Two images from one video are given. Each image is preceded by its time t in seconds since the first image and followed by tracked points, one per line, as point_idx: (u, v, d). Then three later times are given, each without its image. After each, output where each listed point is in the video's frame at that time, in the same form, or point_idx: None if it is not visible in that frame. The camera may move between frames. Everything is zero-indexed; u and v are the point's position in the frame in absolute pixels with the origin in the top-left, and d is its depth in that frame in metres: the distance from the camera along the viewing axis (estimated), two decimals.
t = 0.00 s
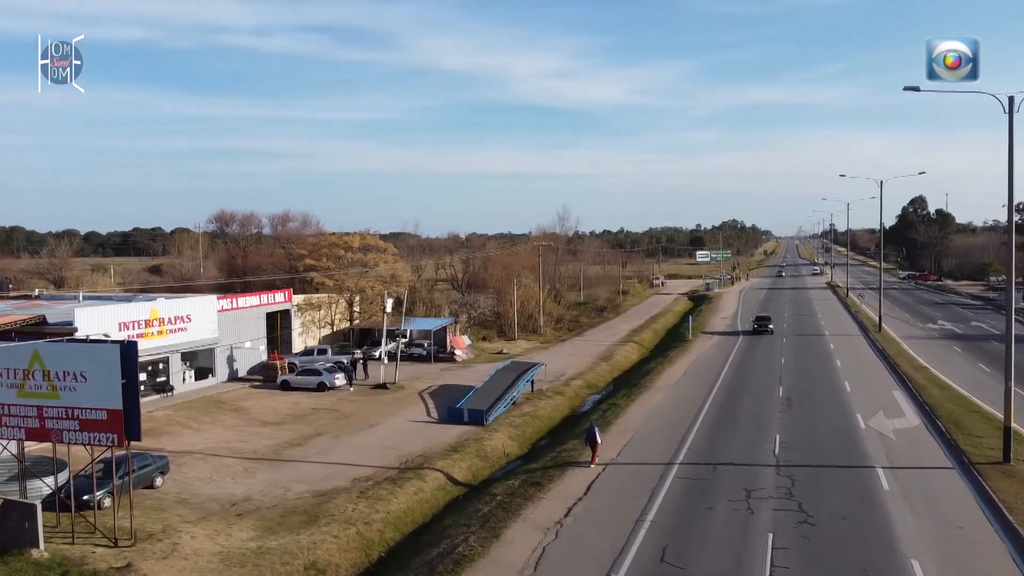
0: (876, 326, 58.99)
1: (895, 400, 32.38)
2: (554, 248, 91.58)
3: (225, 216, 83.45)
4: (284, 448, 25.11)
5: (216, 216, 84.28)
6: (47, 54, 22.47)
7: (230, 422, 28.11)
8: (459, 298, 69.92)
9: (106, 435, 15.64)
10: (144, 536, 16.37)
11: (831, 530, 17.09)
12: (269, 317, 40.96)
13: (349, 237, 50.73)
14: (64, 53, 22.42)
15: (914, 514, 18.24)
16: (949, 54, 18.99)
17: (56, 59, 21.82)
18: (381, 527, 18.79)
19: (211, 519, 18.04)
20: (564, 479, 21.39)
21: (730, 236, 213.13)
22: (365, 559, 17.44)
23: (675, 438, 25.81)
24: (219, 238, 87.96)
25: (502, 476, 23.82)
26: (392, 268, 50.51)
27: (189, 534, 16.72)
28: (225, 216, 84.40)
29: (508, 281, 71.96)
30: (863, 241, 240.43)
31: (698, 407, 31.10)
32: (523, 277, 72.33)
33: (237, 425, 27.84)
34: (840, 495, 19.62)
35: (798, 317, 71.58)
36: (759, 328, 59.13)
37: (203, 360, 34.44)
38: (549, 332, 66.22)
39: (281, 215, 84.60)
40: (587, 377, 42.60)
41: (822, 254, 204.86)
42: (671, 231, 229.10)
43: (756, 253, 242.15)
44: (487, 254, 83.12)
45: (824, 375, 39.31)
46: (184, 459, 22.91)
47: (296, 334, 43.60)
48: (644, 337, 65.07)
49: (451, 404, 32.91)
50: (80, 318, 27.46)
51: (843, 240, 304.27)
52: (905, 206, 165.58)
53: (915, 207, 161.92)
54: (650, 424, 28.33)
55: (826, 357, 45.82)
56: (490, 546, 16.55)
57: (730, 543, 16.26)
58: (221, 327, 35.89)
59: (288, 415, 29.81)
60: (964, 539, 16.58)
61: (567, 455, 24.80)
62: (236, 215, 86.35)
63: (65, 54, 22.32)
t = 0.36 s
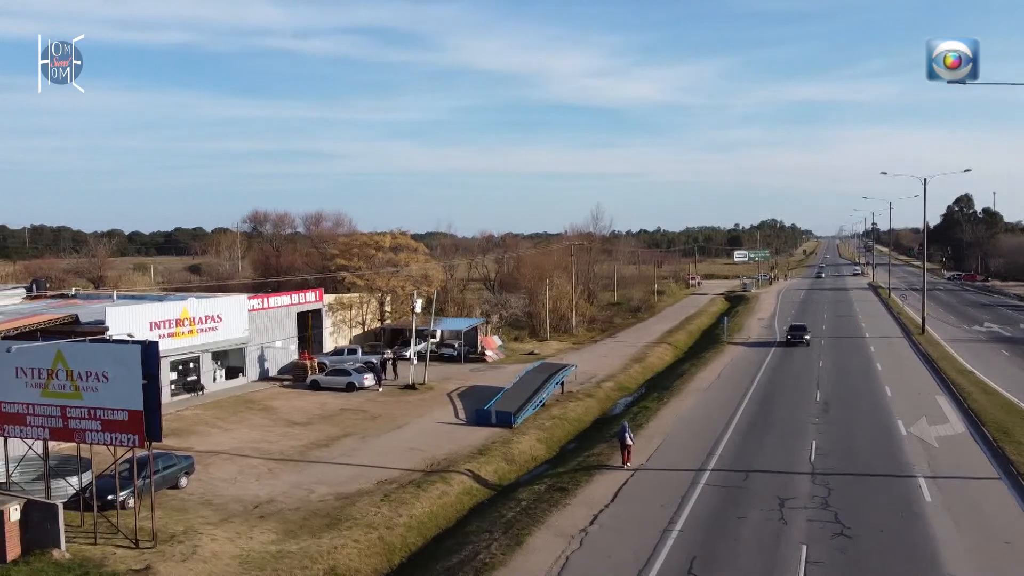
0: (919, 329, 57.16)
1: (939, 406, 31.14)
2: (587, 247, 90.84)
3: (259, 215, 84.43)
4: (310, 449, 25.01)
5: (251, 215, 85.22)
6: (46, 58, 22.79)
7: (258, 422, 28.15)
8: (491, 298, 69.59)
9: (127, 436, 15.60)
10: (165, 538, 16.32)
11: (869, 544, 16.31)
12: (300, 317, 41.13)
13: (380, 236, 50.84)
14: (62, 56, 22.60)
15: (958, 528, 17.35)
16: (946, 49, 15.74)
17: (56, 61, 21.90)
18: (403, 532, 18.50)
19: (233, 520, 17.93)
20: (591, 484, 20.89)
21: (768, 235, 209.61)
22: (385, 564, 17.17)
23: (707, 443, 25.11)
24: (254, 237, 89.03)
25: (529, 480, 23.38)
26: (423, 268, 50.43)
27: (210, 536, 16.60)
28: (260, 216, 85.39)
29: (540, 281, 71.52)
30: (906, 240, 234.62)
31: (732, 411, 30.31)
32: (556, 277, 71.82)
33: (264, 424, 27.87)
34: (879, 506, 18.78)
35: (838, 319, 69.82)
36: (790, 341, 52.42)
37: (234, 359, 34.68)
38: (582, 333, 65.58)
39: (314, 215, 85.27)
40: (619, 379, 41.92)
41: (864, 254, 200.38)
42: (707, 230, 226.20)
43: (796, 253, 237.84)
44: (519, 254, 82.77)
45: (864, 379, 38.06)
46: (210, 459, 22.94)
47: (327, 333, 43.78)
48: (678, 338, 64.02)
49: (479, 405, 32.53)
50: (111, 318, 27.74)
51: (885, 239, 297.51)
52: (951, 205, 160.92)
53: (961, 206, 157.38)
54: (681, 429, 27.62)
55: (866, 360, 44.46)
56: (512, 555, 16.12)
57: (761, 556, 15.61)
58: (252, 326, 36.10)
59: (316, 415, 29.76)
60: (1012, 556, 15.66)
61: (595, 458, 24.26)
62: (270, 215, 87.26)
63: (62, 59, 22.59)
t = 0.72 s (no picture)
0: (960, 330, 55.45)
1: (980, 411, 30.01)
2: (618, 247, 90.13)
3: (290, 215, 85.25)
4: (333, 449, 24.90)
5: (281, 214, 85.98)
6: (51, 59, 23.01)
7: (283, 422, 28.14)
8: (520, 298, 69.21)
9: (146, 437, 15.55)
10: (184, 539, 16.24)
11: (903, 556, 15.63)
12: (327, 317, 41.20)
13: (408, 236, 50.86)
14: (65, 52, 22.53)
15: (1000, 540, 16.56)
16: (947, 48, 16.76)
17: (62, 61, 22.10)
18: (424, 536, 18.22)
19: (253, 522, 17.82)
20: (616, 489, 20.43)
21: (804, 234, 206.14)
22: (404, 569, 16.90)
23: (736, 448, 24.46)
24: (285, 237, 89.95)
25: (553, 483, 22.95)
26: (451, 268, 50.33)
27: (229, 538, 16.48)
28: (290, 215, 86.22)
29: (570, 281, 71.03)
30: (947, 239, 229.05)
31: (763, 415, 29.56)
32: (585, 277, 71.28)
33: (289, 425, 27.87)
34: (916, 516, 18.02)
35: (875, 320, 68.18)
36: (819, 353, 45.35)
37: (261, 358, 34.85)
38: (611, 334, 64.95)
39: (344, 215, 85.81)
40: (648, 380, 41.24)
41: (902, 253, 196.11)
42: (741, 229, 223.25)
43: (832, 253, 233.60)
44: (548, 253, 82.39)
45: (902, 383, 36.81)
46: (233, 459, 22.93)
47: (355, 333, 43.86)
48: (710, 339, 63.06)
49: (505, 407, 32.15)
50: (138, 317, 28.01)
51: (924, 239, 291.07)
52: (994, 203, 156.53)
53: (1004, 204, 153.08)
54: (710, 433, 26.92)
55: (904, 363, 43.22)
56: (532, 562, 15.74)
57: (790, 566, 15.03)
58: (279, 326, 36.24)
59: (341, 415, 29.69)
60: None
61: (621, 463, 23.72)
62: (301, 214, 88.04)
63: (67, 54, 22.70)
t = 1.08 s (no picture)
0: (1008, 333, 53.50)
1: None
2: (652, 246, 89.06)
3: (323, 215, 85.82)
4: (359, 451, 24.74)
5: (313, 214, 86.57)
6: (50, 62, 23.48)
7: (311, 422, 28.10)
8: (552, 298, 68.66)
9: (166, 438, 15.49)
10: (204, 541, 16.15)
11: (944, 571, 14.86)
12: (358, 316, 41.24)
13: (439, 236, 50.74)
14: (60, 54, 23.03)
15: None
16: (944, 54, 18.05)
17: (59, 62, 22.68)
18: (446, 541, 17.90)
19: (275, 524, 17.68)
20: (644, 495, 19.89)
21: (845, 234, 201.84)
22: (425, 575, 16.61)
23: (769, 455, 23.70)
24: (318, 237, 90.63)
25: (580, 489, 22.46)
26: (481, 268, 50.05)
27: (249, 541, 16.35)
28: (322, 215, 86.80)
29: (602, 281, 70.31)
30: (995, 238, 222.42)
31: (798, 421, 28.68)
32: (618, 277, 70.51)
33: (316, 425, 27.81)
34: (959, 529, 17.16)
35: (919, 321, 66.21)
36: (851, 371, 37.86)
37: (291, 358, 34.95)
38: (644, 335, 64.10)
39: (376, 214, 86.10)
40: (680, 383, 40.42)
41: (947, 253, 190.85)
42: (779, 228, 219.44)
43: (874, 253, 228.37)
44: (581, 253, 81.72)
45: (945, 388, 35.35)
46: (259, 460, 22.90)
47: (385, 333, 43.85)
48: (745, 341, 61.84)
49: (533, 409, 31.70)
50: (168, 317, 28.22)
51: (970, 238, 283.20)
52: None
53: None
54: (743, 438, 26.16)
55: (947, 367, 41.75)
56: (554, 571, 15.32)
57: None
58: (309, 325, 36.33)
59: (368, 416, 29.56)
60: None
61: (650, 467, 23.14)
62: (333, 214, 88.60)
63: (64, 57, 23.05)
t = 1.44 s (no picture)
0: None
1: None
2: (686, 246, 87.81)
3: (355, 215, 86.39)
4: (383, 452, 24.55)
5: (346, 213, 87.06)
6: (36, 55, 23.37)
7: (337, 423, 28.01)
8: (584, 298, 67.99)
9: (185, 439, 15.40)
10: (223, 543, 16.05)
11: None
12: (387, 317, 41.23)
13: (469, 236, 50.50)
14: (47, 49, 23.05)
15: None
16: (944, 51, 18.03)
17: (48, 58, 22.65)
18: (467, 547, 17.56)
19: (295, 527, 17.52)
20: (671, 503, 19.32)
21: (887, 234, 197.17)
22: None
23: (803, 461, 22.90)
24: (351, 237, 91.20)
25: (606, 494, 21.94)
26: (512, 268, 49.70)
27: (268, 544, 16.20)
28: (355, 215, 87.33)
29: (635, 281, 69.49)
30: None
31: (834, 427, 27.73)
32: (651, 277, 69.61)
33: (343, 426, 27.70)
34: (1003, 544, 16.28)
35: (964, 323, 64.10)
36: (879, 396, 31.16)
37: (320, 358, 35.02)
38: (678, 336, 63.19)
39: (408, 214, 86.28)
40: (713, 386, 39.53)
41: (995, 254, 185.21)
42: (819, 227, 215.26)
43: (918, 254, 222.80)
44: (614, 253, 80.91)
45: (990, 394, 33.96)
46: (283, 461, 22.84)
47: (415, 333, 43.77)
48: (782, 343, 60.50)
49: (561, 411, 31.21)
50: (197, 316, 28.37)
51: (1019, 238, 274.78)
52: None
53: None
54: (776, 445, 25.30)
55: (993, 371, 40.19)
56: None
57: None
58: (338, 325, 36.35)
59: (395, 417, 29.39)
60: None
61: (679, 473, 22.50)
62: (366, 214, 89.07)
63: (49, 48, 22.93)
